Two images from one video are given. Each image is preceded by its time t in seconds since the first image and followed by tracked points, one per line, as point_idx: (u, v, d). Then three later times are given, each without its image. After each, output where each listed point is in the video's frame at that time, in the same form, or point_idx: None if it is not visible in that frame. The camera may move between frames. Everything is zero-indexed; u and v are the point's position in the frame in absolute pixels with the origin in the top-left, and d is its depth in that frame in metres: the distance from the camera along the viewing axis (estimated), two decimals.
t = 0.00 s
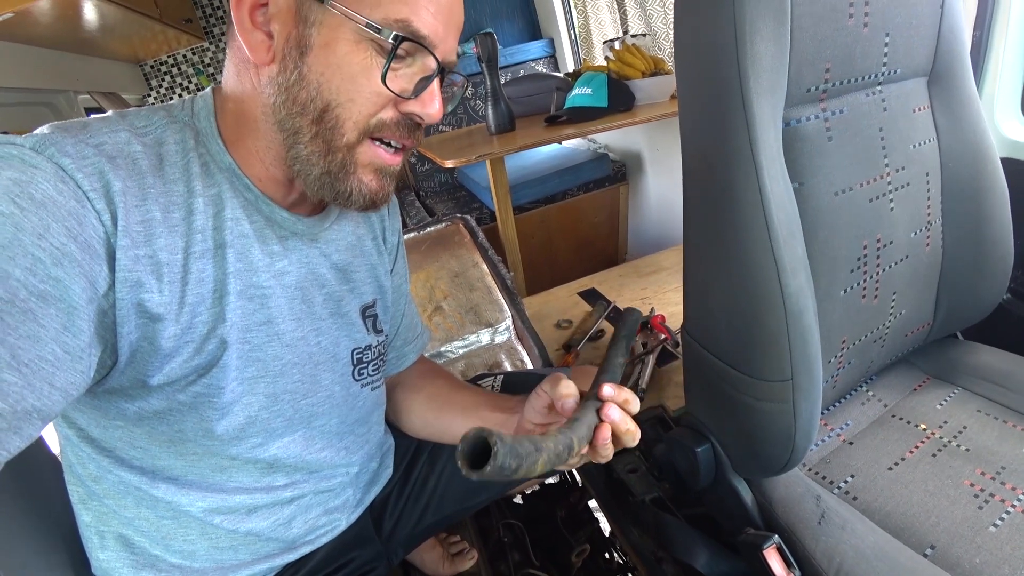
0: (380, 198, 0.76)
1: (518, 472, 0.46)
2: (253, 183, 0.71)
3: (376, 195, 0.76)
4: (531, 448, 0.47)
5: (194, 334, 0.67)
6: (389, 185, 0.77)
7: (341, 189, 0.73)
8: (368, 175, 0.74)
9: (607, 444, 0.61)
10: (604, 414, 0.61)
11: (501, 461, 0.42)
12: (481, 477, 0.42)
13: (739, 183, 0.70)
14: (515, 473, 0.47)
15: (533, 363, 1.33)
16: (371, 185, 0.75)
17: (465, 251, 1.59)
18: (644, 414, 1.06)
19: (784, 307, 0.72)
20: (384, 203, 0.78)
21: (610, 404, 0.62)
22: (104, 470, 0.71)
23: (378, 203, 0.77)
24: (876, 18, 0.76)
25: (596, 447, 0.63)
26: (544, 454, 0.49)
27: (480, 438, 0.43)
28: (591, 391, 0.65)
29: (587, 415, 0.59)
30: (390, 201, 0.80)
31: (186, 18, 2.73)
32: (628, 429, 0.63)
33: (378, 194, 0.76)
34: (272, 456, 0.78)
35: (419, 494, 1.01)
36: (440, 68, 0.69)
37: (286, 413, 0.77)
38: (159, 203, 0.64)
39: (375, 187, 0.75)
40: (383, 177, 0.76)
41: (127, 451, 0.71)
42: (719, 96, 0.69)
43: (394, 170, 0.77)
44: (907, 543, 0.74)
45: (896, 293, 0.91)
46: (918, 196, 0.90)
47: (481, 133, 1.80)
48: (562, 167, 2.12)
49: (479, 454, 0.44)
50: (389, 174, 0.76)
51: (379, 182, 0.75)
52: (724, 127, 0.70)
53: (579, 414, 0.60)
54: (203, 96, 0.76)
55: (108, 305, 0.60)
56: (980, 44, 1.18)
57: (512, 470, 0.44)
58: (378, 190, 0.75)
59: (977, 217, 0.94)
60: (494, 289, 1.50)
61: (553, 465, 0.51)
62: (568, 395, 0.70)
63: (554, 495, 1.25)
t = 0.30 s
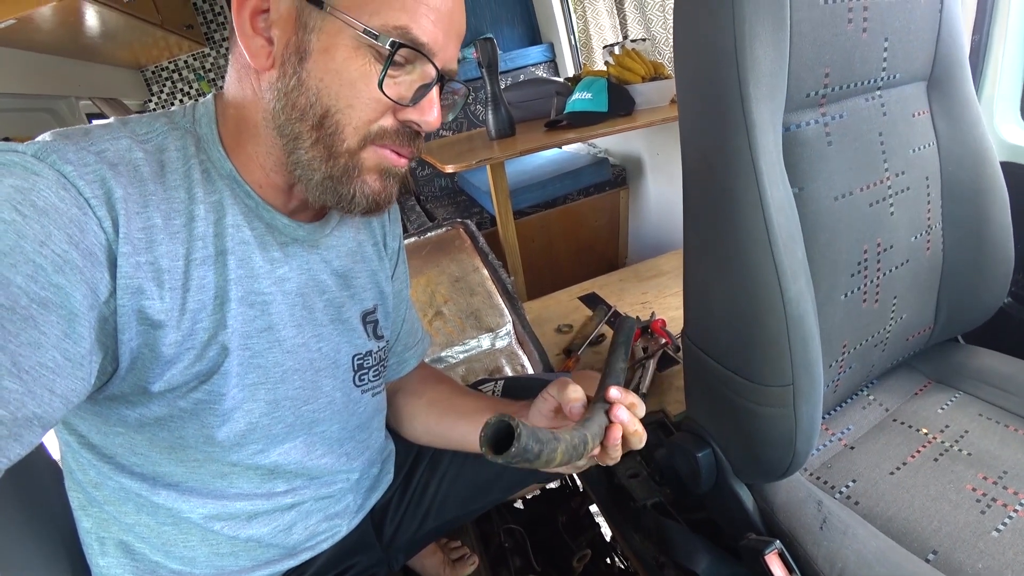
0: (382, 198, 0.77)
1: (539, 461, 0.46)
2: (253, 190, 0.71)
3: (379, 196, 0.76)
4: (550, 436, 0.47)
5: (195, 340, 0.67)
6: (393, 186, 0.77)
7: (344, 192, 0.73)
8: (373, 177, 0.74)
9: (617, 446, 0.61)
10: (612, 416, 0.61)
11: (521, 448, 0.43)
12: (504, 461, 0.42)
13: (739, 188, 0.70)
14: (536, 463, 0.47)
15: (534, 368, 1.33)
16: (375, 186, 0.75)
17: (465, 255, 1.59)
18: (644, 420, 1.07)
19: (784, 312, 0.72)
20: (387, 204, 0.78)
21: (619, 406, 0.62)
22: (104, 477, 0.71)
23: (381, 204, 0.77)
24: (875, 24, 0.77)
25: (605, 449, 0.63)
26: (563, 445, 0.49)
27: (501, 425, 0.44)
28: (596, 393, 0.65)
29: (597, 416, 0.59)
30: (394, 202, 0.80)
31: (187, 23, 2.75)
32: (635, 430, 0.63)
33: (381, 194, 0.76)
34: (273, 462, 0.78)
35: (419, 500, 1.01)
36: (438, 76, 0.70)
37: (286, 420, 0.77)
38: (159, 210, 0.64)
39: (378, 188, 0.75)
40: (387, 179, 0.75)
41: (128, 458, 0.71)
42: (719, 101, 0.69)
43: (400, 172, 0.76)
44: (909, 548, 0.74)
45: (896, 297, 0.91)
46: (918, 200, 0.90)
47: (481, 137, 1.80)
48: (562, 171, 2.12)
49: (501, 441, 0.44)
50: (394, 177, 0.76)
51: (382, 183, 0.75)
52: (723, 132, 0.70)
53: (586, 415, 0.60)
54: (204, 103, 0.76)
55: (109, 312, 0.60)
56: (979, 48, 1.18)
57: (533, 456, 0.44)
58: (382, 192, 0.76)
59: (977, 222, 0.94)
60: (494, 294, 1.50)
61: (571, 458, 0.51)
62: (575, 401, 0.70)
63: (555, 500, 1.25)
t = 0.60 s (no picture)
0: (381, 201, 0.77)
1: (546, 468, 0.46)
2: (253, 193, 0.72)
3: (377, 199, 0.76)
4: (556, 444, 0.47)
5: (195, 342, 0.67)
6: (391, 189, 0.77)
7: (341, 194, 0.73)
8: (371, 180, 0.74)
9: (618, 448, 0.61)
10: (613, 418, 0.61)
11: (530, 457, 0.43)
12: (512, 469, 0.43)
13: (738, 189, 0.70)
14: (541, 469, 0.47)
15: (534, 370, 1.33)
16: (373, 189, 0.75)
17: (464, 258, 1.60)
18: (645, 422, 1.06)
19: (784, 313, 0.72)
20: (386, 206, 0.78)
21: (620, 408, 0.61)
22: (104, 479, 0.71)
23: (379, 206, 0.77)
24: (873, 25, 0.77)
25: (605, 452, 0.63)
26: (568, 451, 0.49)
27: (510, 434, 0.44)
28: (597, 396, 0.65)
29: (597, 418, 0.59)
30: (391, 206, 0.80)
31: (187, 27, 2.76)
32: (636, 432, 0.63)
33: (379, 197, 0.76)
34: (273, 465, 0.78)
35: (420, 502, 1.01)
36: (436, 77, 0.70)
37: (287, 422, 0.77)
38: (160, 212, 0.64)
39: (376, 191, 0.75)
40: (385, 182, 0.75)
41: (127, 460, 0.71)
42: (718, 103, 0.70)
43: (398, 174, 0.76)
44: (910, 549, 0.74)
45: (896, 298, 0.91)
46: (917, 201, 0.90)
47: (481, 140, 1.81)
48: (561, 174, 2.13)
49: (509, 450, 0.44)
50: (394, 179, 0.76)
51: (381, 185, 0.75)
52: (722, 133, 0.70)
53: (587, 416, 0.60)
54: (205, 105, 0.76)
55: (109, 314, 0.60)
56: (976, 50, 1.19)
57: (540, 466, 0.44)
58: (381, 195, 0.76)
59: (976, 223, 0.94)
60: (494, 296, 1.50)
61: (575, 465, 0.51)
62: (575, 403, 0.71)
63: (555, 502, 1.25)
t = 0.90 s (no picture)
0: (346, 207, 0.74)
1: (541, 440, 0.48)
2: (249, 193, 0.71)
3: (342, 203, 0.73)
4: (553, 419, 0.49)
5: (193, 342, 0.67)
6: (360, 196, 0.75)
7: (304, 192, 0.71)
8: (334, 180, 0.72)
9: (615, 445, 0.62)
10: (612, 415, 0.61)
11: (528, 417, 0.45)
12: (509, 430, 0.44)
13: (735, 192, 0.70)
14: (536, 443, 0.49)
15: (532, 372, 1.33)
16: (337, 191, 0.73)
17: (463, 259, 1.60)
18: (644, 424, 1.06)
19: (783, 315, 0.72)
20: (354, 216, 0.76)
21: (619, 405, 0.62)
22: (101, 480, 0.71)
23: (347, 213, 0.75)
24: (870, 28, 0.77)
25: (603, 449, 0.63)
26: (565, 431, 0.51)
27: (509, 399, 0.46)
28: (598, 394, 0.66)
29: (596, 413, 0.60)
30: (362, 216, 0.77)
31: (187, 27, 2.76)
32: (633, 432, 0.63)
33: (344, 203, 0.74)
34: (271, 466, 0.78)
35: (418, 501, 1.01)
36: (416, 62, 0.69)
37: (285, 423, 0.77)
38: (158, 212, 0.64)
39: (342, 196, 0.73)
40: (353, 187, 0.74)
41: (124, 462, 0.71)
42: (716, 105, 0.70)
43: (367, 178, 0.75)
44: (908, 551, 0.74)
45: (893, 300, 0.91)
46: (914, 204, 0.90)
47: (480, 142, 1.81)
48: (560, 176, 2.13)
49: (506, 416, 0.46)
50: (360, 183, 0.74)
51: (347, 190, 0.73)
52: (720, 135, 0.70)
53: (586, 413, 0.61)
54: (203, 106, 0.76)
55: (107, 314, 0.60)
56: (973, 52, 1.19)
57: (536, 433, 0.46)
58: (344, 199, 0.73)
59: (973, 225, 0.94)
60: (492, 298, 1.50)
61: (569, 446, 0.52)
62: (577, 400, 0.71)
63: (553, 504, 1.25)
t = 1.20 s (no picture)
0: (329, 188, 0.72)
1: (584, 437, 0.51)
2: (245, 190, 0.71)
3: (324, 184, 0.71)
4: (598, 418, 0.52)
5: (191, 341, 0.67)
6: (343, 177, 0.73)
7: (285, 173, 0.69)
8: (318, 159, 0.70)
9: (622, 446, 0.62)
10: (619, 415, 0.61)
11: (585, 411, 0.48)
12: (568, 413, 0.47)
13: (734, 194, 0.71)
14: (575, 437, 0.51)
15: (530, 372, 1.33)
16: (319, 172, 0.71)
17: (461, 259, 1.60)
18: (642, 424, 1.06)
19: (781, 317, 0.73)
20: (338, 198, 0.74)
21: (627, 405, 0.62)
22: (98, 479, 0.71)
23: (330, 196, 0.73)
24: (869, 32, 0.77)
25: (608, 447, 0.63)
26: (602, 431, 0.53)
27: (567, 383, 0.50)
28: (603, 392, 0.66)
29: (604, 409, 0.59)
30: (346, 199, 0.75)
31: (186, 25, 2.75)
32: (638, 432, 0.64)
33: (327, 184, 0.72)
34: (269, 465, 0.78)
35: (415, 501, 1.01)
36: (393, 44, 0.69)
37: (284, 421, 0.77)
38: (157, 210, 0.64)
39: (324, 176, 0.71)
40: (336, 167, 0.72)
41: (122, 460, 0.71)
42: (714, 107, 0.70)
43: (355, 161, 0.73)
44: (904, 551, 0.74)
45: (890, 302, 0.92)
46: (912, 207, 0.91)
47: (479, 141, 1.81)
48: (558, 176, 2.13)
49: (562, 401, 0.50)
50: (346, 163, 0.72)
51: (329, 171, 0.71)
52: (719, 136, 0.71)
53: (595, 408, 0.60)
54: (202, 104, 0.76)
55: (106, 313, 0.60)
56: (971, 56, 1.20)
57: (584, 424, 0.49)
58: (327, 178, 0.71)
59: (969, 228, 0.95)
60: (490, 297, 1.51)
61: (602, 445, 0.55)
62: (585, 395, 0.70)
63: (550, 504, 1.25)
